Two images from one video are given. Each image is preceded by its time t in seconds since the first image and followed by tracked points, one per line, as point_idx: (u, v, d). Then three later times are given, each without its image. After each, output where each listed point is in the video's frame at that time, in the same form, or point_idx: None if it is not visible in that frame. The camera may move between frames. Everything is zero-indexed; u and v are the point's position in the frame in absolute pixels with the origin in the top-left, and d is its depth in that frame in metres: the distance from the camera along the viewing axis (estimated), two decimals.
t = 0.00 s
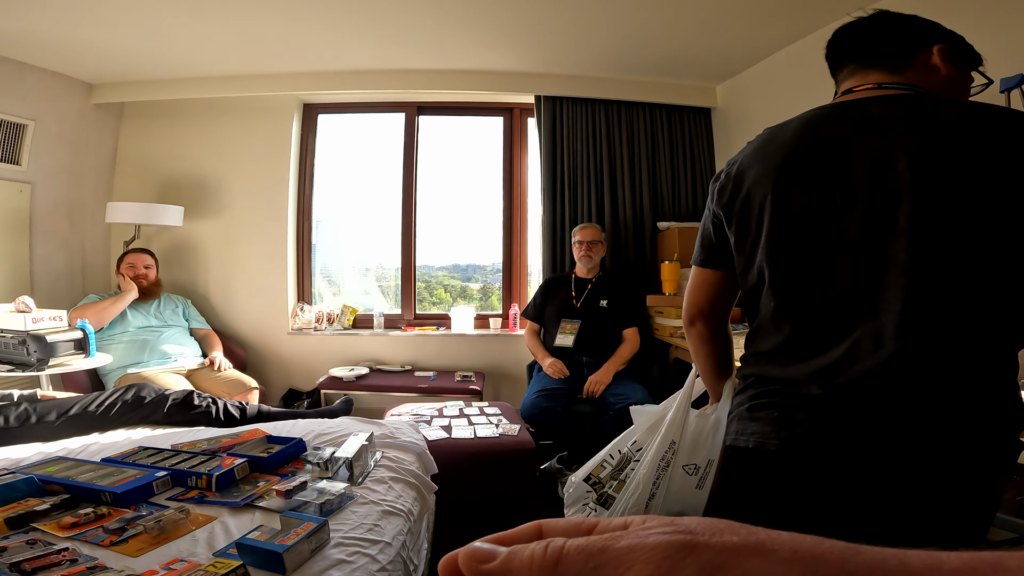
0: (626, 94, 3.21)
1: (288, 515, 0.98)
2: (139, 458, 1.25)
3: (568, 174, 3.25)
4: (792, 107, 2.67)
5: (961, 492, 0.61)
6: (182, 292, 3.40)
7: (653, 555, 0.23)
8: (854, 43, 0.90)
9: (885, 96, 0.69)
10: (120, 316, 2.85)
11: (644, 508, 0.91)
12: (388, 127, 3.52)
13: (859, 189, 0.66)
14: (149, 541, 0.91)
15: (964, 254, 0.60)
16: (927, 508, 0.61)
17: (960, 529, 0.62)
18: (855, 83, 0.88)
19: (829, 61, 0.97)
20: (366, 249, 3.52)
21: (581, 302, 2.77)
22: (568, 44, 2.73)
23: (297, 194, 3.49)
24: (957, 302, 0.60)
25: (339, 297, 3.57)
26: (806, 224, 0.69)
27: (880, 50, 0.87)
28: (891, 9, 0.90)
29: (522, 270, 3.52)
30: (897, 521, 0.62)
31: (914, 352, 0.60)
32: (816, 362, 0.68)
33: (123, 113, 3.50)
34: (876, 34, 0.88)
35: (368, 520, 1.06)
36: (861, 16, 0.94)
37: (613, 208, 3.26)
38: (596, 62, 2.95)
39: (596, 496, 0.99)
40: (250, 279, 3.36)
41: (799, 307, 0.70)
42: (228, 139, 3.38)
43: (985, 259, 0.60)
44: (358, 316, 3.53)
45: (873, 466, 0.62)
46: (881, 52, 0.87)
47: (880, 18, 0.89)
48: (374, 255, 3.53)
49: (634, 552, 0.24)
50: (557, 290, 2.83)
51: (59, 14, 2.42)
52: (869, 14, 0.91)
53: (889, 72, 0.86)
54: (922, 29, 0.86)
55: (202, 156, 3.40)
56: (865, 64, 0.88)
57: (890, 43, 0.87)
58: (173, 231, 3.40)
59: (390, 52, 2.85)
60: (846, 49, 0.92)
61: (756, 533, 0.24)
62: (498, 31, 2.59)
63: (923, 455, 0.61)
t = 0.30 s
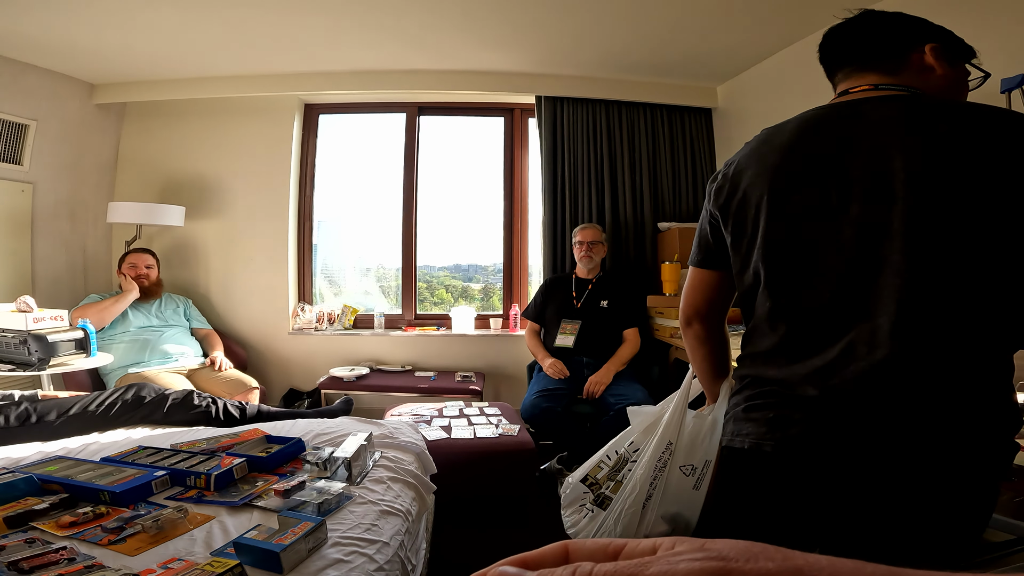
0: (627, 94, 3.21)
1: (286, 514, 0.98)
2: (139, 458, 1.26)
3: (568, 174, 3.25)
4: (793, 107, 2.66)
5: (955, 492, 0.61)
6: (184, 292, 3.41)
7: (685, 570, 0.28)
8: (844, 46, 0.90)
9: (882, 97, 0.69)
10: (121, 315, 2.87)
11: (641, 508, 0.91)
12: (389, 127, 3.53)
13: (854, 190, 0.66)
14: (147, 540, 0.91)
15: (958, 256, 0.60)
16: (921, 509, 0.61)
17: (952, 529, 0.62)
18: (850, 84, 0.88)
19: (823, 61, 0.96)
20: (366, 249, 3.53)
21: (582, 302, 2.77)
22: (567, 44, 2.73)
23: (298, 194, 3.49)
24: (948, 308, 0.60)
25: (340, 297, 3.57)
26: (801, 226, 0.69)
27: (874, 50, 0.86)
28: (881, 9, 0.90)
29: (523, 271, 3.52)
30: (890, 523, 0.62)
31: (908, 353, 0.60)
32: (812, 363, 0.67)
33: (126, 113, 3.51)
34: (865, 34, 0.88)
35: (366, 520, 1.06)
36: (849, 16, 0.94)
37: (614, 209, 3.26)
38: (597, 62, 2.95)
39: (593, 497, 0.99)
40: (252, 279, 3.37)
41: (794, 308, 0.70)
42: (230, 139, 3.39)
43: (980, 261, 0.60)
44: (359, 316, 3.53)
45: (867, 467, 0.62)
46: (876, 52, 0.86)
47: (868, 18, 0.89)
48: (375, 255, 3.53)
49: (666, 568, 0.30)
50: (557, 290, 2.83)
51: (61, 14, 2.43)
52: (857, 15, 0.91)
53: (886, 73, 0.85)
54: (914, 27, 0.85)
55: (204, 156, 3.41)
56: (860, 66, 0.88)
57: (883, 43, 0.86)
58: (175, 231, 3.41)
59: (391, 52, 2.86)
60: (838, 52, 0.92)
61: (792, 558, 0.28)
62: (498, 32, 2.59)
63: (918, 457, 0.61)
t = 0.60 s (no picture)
0: (630, 95, 3.21)
1: (291, 514, 0.98)
2: (144, 458, 1.26)
3: (570, 175, 3.24)
4: (797, 108, 2.66)
5: (961, 493, 0.60)
6: (187, 292, 3.42)
7: None
8: (822, 52, 0.85)
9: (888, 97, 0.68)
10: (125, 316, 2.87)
11: (646, 507, 0.91)
12: (391, 127, 3.53)
13: (861, 190, 0.65)
14: (153, 540, 0.91)
15: (965, 256, 0.60)
16: (927, 510, 0.60)
17: (958, 530, 0.61)
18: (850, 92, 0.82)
19: (807, 64, 0.89)
20: (369, 249, 3.53)
21: (584, 303, 2.77)
22: (570, 45, 2.73)
23: (301, 194, 3.50)
24: (955, 308, 0.59)
25: (343, 297, 3.57)
26: (808, 225, 0.69)
27: (868, 54, 0.80)
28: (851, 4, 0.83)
29: (525, 271, 3.52)
30: (889, 520, 0.62)
31: (915, 353, 0.60)
32: (818, 362, 0.67)
33: (130, 113, 3.51)
34: (840, 36, 0.82)
35: (370, 520, 1.06)
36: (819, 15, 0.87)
37: (616, 209, 3.26)
38: (600, 63, 2.96)
39: (598, 496, 0.99)
40: (254, 280, 3.38)
41: (801, 308, 0.70)
42: (233, 139, 3.40)
43: (987, 261, 0.60)
44: (362, 316, 3.53)
45: (872, 467, 0.62)
46: (864, 55, 0.81)
47: (835, 18, 0.83)
48: (377, 256, 3.53)
49: (675, 572, 0.31)
50: (560, 290, 2.83)
51: (66, 15, 2.44)
52: (823, 16, 0.85)
53: (884, 75, 0.80)
54: (893, 18, 0.79)
55: (207, 156, 3.42)
56: (853, 72, 0.82)
57: (867, 42, 0.80)
58: (178, 231, 3.41)
59: (394, 52, 2.86)
60: (820, 58, 0.86)
61: (796, 565, 0.29)
62: (501, 32, 2.59)
63: (924, 457, 0.60)
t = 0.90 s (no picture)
0: (633, 95, 3.21)
1: (298, 514, 0.98)
2: (150, 458, 1.25)
3: (574, 176, 3.24)
4: (801, 107, 2.66)
5: (976, 491, 0.60)
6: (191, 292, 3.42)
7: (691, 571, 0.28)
8: (815, 55, 0.85)
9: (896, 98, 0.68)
10: (129, 316, 2.87)
11: (652, 508, 0.91)
12: (395, 127, 3.53)
13: (870, 191, 0.65)
14: (161, 541, 0.91)
15: (976, 257, 0.60)
16: (939, 510, 0.60)
17: (973, 530, 0.61)
18: (853, 95, 0.81)
19: (799, 68, 0.89)
20: (373, 249, 3.53)
21: (588, 303, 2.77)
22: (573, 46, 2.74)
23: (305, 194, 3.50)
24: (966, 308, 0.59)
25: (346, 298, 3.57)
26: (817, 227, 0.69)
27: (862, 57, 0.80)
28: (836, 5, 0.83)
29: (529, 272, 3.51)
30: (902, 522, 0.61)
31: (924, 354, 0.60)
32: (828, 363, 0.67)
33: (134, 113, 3.52)
34: (829, 41, 0.82)
35: (377, 520, 1.06)
36: (804, 19, 0.86)
37: (620, 209, 3.26)
38: (604, 63, 2.96)
39: (604, 497, 0.99)
40: (258, 280, 3.38)
41: (811, 310, 0.70)
42: (238, 139, 3.40)
43: (998, 261, 0.59)
44: (365, 317, 3.53)
45: (883, 468, 0.61)
46: (859, 56, 0.80)
47: (823, 21, 0.83)
48: (381, 256, 3.53)
49: (672, 569, 0.30)
50: (563, 291, 2.83)
51: (71, 14, 2.44)
52: (808, 19, 0.85)
53: (884, 73, 0.79)
54: (879, 16, 0.79)
55: (211, 156, 3.42)
56: (852, 74, 0.81)
57: (858, 42, 0.80)
58: (183, 231, 3.42)
59: (397, 53, 2.87)
60: (814, 62, 0.85)
61: (798, 558, 0.28)
62: (505, 32, 2.60)
63: (936, 458, 0.60)
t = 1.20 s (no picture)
0: (636, 95, 3.20)
1: (304, 515, 0.97)
2: (155, 458, 1.25)
3: (577, 177, 3.24)
4: (803, 107, 2.66)
5: (985, 493, 0.60)
6: (194, 292, 3.42)
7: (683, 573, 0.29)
8: (815, 58, 0.84)
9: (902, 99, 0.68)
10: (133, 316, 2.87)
11: (657, 508, 0.90)
12: (397, 128, 3.53)
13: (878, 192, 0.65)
14: (167, 541, 0.91)
15: (985, 257, 0.59)
16: (948, 512, 0.60)
17: (981, 533, 0.61)
18: (858, 96, 0.81)
19: (800, 70, 0.89)
20: (375, 249, 3.54)
21: (591, 303, 2.77)
22: (575, 46, 2.74)
23: (308, 195, 3.51)
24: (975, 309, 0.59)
25: (348, 298, 3.56)
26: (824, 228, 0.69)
27: (864, 59, 0.79)
28: (835, 6, 0.83)
29: (531, 272, 3.51)
30: (911, 524, 0.61)
31: (932, 355, 0.59)
32: (835, 364, 0.67)
33: (138, 113, 3.52)
34: (829, 43, 0.82)
35: (382, 521, 1.06)
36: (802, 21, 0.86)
37: (623, 209, 3.25)
38: (606, 64, 2.96)
39: (608, 497, 0.99)
40: (260, 280, 3.38)
41: (819, 311, 0.69)
42: (240, 139, 3.40)
43: (1007, 261, 0.59)
44: (367, 317, 3.54)
45: (892, 469, 0.61)
46: (861, 57, 0.79)
47: (823, 23, 0.82)
48: (383, 256, 3.53)
49: (664, 570, 0.30)
50: (566, 291, 2.83)
51: (75, 15, 2.45)
52: (807, 21, 0.84)
53: (890, 73, 0.78)
54: (877, 18, 0.79)
55: (214, 157, 3.42)
56: (854, 76, 0.81)
57: (858, 44, 0.80)
58: (185, 231, 3.42)
59: (399, 53, 2.86)
60: (815, 65, 0.85)
61: (789, 559, 0.28)
62: (508, 33, 2.60)
63: (945, 459, 0.60)
